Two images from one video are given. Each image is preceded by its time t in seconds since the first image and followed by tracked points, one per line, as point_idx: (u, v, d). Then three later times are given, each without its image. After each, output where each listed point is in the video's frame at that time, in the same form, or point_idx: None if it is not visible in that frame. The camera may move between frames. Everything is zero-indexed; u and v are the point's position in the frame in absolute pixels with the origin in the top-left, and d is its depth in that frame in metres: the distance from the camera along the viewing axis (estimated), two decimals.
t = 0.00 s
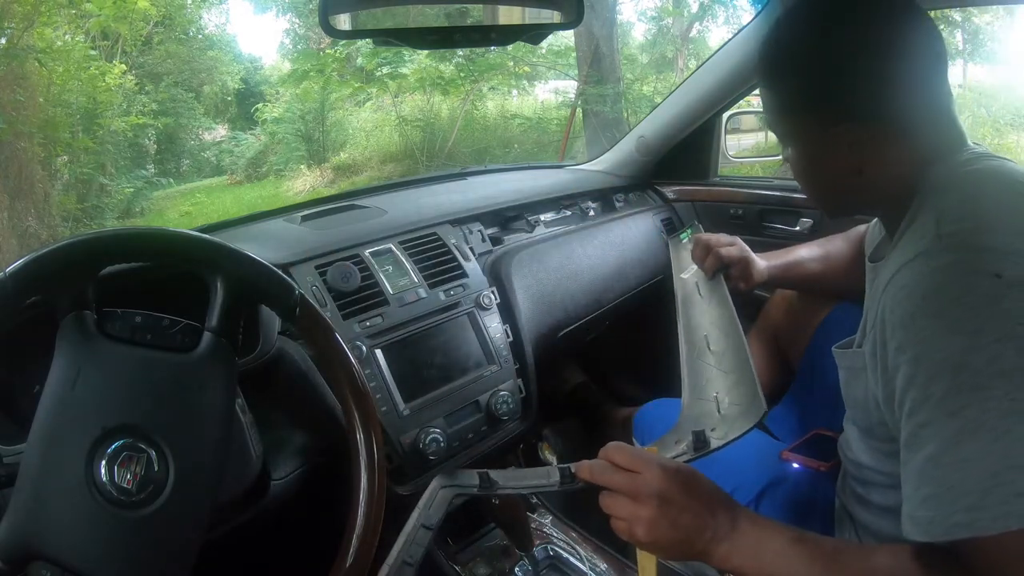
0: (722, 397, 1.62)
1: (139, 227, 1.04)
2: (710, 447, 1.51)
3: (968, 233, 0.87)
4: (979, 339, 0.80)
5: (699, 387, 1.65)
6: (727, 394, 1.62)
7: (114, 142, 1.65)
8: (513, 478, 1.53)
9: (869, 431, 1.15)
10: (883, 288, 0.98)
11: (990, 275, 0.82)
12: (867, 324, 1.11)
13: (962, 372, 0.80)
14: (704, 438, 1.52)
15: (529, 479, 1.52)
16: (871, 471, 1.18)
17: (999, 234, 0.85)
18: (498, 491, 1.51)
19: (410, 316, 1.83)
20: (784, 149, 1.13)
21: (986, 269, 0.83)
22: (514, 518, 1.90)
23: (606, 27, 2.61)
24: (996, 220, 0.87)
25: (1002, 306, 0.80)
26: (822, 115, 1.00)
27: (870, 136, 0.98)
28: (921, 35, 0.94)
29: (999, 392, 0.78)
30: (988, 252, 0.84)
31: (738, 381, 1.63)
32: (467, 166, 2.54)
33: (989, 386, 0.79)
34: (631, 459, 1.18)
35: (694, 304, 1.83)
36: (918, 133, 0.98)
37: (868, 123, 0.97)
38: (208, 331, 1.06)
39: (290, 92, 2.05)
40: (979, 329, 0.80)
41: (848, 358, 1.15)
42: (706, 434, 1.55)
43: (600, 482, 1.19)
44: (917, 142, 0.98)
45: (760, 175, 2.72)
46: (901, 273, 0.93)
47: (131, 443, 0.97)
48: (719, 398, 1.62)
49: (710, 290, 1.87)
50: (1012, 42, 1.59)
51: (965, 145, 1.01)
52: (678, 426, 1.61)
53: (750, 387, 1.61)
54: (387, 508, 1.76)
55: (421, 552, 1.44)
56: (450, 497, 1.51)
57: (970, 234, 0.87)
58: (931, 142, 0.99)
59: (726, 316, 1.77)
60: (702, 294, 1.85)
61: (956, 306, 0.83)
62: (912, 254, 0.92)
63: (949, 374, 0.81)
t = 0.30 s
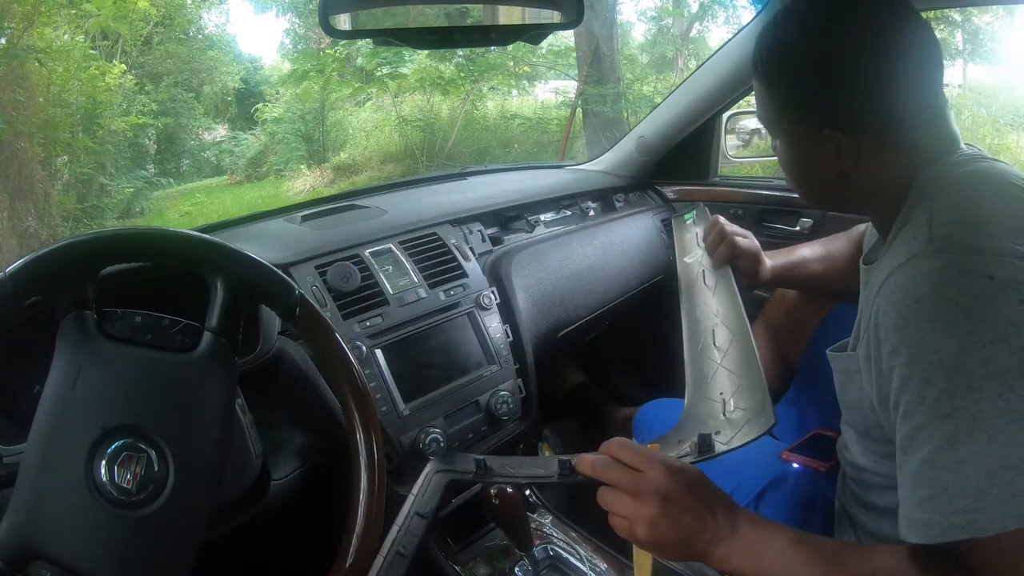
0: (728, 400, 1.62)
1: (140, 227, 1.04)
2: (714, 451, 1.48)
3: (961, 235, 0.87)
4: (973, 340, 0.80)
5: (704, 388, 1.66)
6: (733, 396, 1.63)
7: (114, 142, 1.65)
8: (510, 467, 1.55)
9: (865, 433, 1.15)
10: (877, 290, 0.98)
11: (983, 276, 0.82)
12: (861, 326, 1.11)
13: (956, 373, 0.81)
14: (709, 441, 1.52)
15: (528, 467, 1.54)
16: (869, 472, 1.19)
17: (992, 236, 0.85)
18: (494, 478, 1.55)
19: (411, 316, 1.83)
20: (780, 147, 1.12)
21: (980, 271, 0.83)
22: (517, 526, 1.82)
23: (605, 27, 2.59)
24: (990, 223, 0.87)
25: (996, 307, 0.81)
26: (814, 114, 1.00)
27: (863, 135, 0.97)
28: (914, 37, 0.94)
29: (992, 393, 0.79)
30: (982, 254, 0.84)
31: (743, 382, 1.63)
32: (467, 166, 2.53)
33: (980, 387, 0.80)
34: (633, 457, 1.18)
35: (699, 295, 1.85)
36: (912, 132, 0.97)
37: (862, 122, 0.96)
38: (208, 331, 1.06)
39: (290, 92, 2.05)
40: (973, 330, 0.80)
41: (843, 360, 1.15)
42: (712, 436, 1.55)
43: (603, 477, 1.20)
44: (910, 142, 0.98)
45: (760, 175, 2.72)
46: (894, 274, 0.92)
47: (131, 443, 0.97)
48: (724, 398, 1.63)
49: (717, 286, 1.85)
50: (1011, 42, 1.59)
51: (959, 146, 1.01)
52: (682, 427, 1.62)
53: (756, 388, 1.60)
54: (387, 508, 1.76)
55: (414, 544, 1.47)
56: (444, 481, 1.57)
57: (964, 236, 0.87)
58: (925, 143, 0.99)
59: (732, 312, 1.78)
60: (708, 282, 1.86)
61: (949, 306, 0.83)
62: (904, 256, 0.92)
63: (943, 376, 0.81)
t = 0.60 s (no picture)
0: (725, 343, 1.20)
1: (140, 227, 1.04)
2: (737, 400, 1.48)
3: (966, 235, 0.87)
4: (978, 341, 0.80)
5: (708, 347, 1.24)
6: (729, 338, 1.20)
7: (114, 142, 1.65)
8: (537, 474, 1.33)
9: (867, 433, 1.15)
10: (880, 291, 0.98)
11: (988, 276, 0.82)
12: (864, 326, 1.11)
13: (961, 373, 0.81)
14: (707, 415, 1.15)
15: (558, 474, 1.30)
16: (870, 471, 1.18)
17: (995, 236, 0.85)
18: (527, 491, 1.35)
19: (411, 316, 1.83)
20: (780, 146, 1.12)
21: (985, 271, 0.83)
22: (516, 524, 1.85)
23: (606, 27, 2.62)
24: (994, 224, 0.87)
25: (1001, 307, 0.80)
26: (813, 115, 1.01)
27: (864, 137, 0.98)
28: (916, 39, 0.94)
29: (997, 393, 0.79)
30: (987, 253, 0.84)
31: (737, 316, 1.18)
32: (467, 166, 2.53)
33: (985, 388, 0.79)
34: (651, 428, 1.13)
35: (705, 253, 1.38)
36: (914, 133, 0.97)
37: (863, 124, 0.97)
38: (208, 331, 1.06)
39: (290, 92, 2.04)
40: (978, 330, 0.80)
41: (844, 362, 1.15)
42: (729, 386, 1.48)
43: (618, 444, 1.15)
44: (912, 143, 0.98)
45: (760, 175, 2.70)
46: (897, 276, 0.92)
47: (131, 443, 0.97)
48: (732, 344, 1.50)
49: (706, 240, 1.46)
50: (1010, 42, 1.59)
51: (960, 145, 1.01)
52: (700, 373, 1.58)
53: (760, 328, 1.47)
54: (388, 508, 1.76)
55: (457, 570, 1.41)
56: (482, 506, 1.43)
57: (968, 236, 0.87)
58: (927, 143, 0.98)
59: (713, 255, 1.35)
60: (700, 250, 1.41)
61: (954, 308, 0.83)
62: (908, 258, 0.92)
63: (947, 377, 0.81)
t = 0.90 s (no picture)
0: (762, 286, 1.49)
1: (140, 227, 1.04)
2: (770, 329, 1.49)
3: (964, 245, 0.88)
4: (978, 351, 0.80)
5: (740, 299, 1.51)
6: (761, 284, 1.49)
7: (114, 142, 1.65)
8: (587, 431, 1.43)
9: (866, 435, 1.15)
10: (880, 299, 0.98)
11: (986, 286, 0.83)
12: (860, 332, 1.13)
13: (964, 380, 0.81)
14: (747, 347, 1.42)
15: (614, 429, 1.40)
16: (869, 473, 1.18)
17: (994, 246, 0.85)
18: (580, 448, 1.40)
19: (410, 316, 1.83)
20: (769, 157, 1.12)
21: (982, 281, 0.84)
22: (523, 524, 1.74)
23: (606, 27, 2.54)
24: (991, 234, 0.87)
25: (1000, 317, 0.81)
26: (804, 129, 1.00)
27: (860, 148, 0.98)
28: (908, 44, 0.94)
29: (998, 402, 0.79)
30: (981, 264, 0.85)
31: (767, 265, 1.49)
32: (467, 166, 2.54)
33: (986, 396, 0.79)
34: (711, 370, 1.12)
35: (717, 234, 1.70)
36: (910, 139, 0.98)
37: (858, 136, 0.96)
38: (208, 331, 1.06)
39: (290, 93, 2.03)
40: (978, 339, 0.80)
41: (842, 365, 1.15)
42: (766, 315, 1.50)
43: (675, 382, 1.13)
44: (909, 150, 0.99)
45: (760, 175, 2.69)
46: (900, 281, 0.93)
47: (131, 443, 0.97)
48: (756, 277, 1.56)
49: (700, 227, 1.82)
50: (1011, 42, 1.57)
51: (955, 150, 1.02)
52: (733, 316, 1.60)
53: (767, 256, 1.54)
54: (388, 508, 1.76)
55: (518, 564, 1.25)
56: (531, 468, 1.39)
57: (964, 245, 0.88)
58: (925, 148, 0.99)
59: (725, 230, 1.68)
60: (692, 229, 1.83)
61: (953, 316, 0.84)
62: (904, 267, 0.95)
63: (950, 384, 0.82)
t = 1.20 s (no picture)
0: (751, 277, 1.64)
1: (140, 227, 1.04)
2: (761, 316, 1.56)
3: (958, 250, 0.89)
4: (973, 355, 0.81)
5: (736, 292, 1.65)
6: (748, 274, 1.65)
7: (114, 142, 1.64)
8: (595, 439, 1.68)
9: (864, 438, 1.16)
10: (882, 308, 0.96)
11: (979, 291, 0.84)
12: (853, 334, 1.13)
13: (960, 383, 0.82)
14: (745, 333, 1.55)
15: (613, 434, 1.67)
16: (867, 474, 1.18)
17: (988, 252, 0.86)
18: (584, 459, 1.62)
19: (410, 316, 1.83)
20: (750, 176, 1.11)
21: (975, 285, 0.85)
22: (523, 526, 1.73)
23: (605, 28, 2.46)
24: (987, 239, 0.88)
25: (991, 323, 0.82)
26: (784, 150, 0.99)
27: (844, 162, 0.97)
28: (888, 56, 0.94)
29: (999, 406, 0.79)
30: (976, 268, 0.86)
31: (754, 257, 1.65)
32: (467, 166, 2.54)
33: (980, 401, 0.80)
34: (710, 373, 1.17)
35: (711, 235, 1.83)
36: (898, 146, 0.97)
37: (840, 149, 0.96)
38: (208, 331, 1.06)
39: (290, 93, 2.01)
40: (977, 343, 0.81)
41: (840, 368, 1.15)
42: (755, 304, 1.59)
43: (675, 385, 1.17)
44: (898, 159, 0.98)
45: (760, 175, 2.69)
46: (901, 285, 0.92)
47: (131, 443, 0.97)
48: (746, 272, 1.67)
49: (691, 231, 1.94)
50: (1010, 42, 1.56)
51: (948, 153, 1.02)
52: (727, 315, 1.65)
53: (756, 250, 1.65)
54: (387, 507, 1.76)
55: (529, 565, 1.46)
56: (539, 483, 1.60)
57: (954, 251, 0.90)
58: (913, 155, 0.99)
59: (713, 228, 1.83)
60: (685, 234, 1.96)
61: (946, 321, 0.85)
62: (898, 271, 0.97)
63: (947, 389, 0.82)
